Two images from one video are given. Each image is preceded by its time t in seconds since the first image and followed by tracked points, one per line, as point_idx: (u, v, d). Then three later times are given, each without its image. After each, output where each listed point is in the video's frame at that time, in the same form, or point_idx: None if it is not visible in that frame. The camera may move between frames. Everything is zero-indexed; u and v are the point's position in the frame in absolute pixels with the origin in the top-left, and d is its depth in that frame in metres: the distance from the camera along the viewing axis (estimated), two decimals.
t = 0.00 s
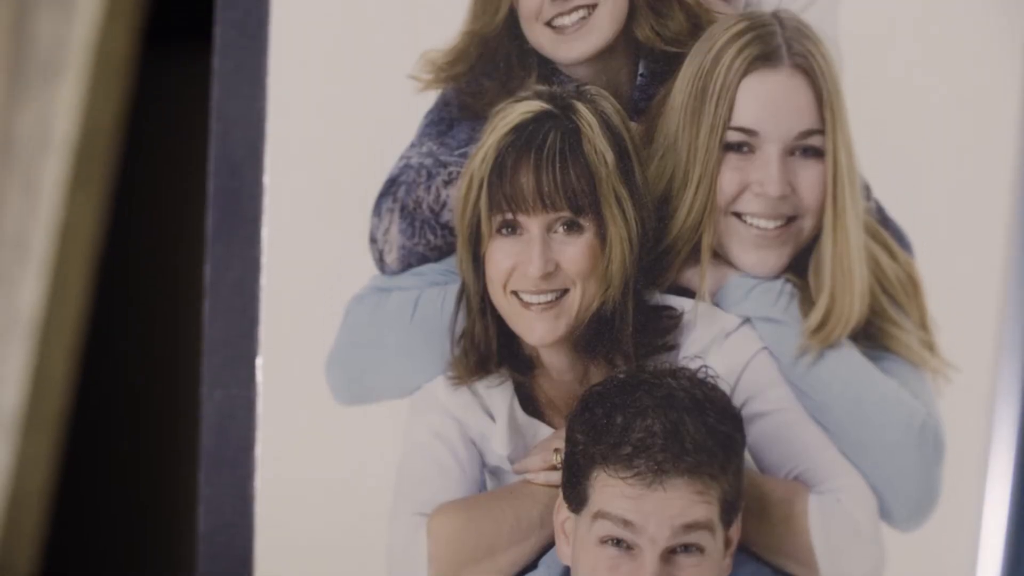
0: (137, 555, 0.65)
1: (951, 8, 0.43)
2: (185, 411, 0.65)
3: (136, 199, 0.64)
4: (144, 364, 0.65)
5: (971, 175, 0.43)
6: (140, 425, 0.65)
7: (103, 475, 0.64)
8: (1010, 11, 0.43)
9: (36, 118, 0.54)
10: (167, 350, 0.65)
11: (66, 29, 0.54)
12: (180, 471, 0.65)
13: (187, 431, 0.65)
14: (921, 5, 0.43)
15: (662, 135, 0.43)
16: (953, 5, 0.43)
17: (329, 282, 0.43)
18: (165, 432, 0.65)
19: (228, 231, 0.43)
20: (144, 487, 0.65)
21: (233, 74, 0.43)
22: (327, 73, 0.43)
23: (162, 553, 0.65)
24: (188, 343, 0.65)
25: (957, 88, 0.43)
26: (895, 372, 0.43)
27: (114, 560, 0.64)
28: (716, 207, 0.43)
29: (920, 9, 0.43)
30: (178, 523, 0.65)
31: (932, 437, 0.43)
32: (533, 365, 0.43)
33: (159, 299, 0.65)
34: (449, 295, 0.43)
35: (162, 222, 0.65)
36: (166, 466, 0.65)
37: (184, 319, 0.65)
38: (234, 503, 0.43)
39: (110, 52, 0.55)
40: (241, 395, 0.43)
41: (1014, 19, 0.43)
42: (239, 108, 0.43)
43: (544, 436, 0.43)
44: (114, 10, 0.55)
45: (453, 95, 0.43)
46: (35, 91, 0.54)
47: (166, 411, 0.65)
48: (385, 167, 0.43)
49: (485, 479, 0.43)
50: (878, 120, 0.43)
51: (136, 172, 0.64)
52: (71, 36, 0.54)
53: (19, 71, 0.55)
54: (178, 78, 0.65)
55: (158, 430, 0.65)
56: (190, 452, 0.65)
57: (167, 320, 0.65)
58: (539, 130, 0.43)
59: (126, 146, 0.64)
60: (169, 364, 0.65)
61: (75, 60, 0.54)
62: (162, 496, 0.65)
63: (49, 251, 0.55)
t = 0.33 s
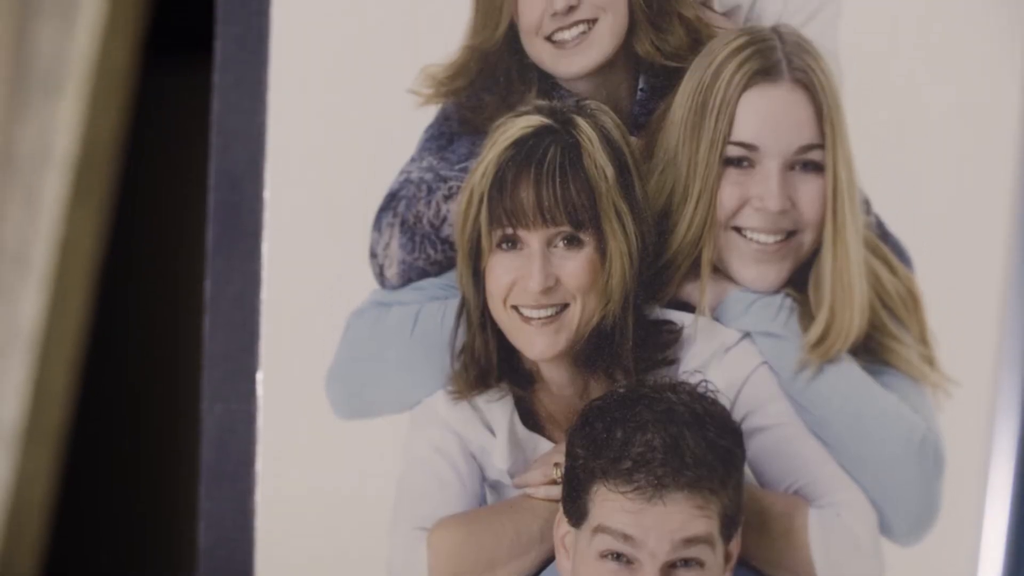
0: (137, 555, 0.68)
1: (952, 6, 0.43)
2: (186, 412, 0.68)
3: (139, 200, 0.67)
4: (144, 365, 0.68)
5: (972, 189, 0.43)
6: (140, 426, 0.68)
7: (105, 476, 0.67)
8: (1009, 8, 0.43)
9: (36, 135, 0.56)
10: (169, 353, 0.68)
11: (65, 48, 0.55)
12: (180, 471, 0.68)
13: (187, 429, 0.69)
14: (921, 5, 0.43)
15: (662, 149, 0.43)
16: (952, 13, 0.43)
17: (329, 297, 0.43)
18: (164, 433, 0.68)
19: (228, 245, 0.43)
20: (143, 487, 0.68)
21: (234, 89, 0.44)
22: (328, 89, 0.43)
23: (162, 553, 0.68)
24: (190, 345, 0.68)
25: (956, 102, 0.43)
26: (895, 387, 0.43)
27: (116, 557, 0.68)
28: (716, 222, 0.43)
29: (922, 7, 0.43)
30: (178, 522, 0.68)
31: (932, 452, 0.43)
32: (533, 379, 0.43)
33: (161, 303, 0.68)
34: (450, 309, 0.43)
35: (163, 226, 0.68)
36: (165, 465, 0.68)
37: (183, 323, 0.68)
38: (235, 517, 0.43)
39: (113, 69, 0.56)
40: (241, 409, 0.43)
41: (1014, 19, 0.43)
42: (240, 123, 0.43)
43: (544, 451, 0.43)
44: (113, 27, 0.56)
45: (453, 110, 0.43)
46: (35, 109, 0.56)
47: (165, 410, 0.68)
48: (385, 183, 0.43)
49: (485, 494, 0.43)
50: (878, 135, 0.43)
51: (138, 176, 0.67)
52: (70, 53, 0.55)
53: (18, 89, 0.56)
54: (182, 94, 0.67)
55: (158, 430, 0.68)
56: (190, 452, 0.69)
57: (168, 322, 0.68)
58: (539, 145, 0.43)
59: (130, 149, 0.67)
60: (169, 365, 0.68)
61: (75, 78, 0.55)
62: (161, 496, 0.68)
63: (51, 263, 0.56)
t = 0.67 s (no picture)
0: (138, 565, 0.66)
1: (952, 5, 0.43)
2: (187, 421, 0.66)
3: (139, 208, 0.66)
4: (144, 374, 0.66)
5: (971, 203, 0.43)
6: (140, 433, 0.66)
7: (104, 484, 0.65)
8: (1009, 7, 0.43)
9: (36, 149, 0.56)
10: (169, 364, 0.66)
11: (65, 62, 0.56)
12: (180, 478, 0.66)
13: (187, 435, 0.67)
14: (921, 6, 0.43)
15: (662, 163, 0.43)
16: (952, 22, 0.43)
17: (329, 311, 0.43)
18: (165, 440, 0.66)
19: (228, 259, 0.43)
20: (143, 497, 0.66)
21: (234, 103, 0.44)
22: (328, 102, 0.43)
23: (163, 561, 0.66)
24: (188, 358, 0.66)
25: (956, 115, 0.43)
26: (895, 401, 0.43)
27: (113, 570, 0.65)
28: (716, 236, 0.43)
29: (922, 7, 0.43)
30: (178, 532, 0.66)
31: (931, 465, 0.43)
32: (533, 393, 0.43)
33: (161, 311, 0.66)
34: (450, 323, 0.43)
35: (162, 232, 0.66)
36: (166, 473, 0.66)
37: (182, 334, 0.67)
38: (235, 531, 0.43)
39: (113, 83, 0.57)
40: (242, 423, 0.43)
41: (1014, 19, 0.43)
42: (240, 136, 0.43)
43: (544, 464, 0.43)
44: (112, 41, 0.56)
45: (453, 124, 0.43)
46: (35, 122, 0.56)
47: (166, 417, 0.66)
48: (385, 197, 0.43)
49: (485, 508, 0.43)
50: (877, 149, 0.43)
51: (139, 183, 0.66)
52: (70, 67, 0.56)
53: (18, 103, 0.56)
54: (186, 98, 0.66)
55: (159, 437, 0.66)
56: (190, 459, 0.66)
57: (168, 330, 0.66)
58: (539, 158, 0.43)
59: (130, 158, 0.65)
60: (169, 374, 0.66)
61: (76, 91, 0.55)
62: (161, 506, 0.66)
63: (52, 276, 0.56)
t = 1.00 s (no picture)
0: None
1: (952, 5, 0.43)
2: (188, 436, 0.65)
3: (139, 223, 0.65)
4: (144, 390, 0.65)
5: (971, 218, 0.43)
6: (140, 448, 0.65)
7: (104, 498, 0.64)
8: (1010, 7, 0.43)
9: (36, 164, 0.56)
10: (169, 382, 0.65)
11: (64, 79, 0.56)
12: (179, 495, 0.65)
13: (188, 450, 0.65)
14: (922, 6, 0.43)
15: (662, 179, 0.43)
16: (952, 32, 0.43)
17: (329, 326, 0.43)
18: (166, 454, 0.65)
19: (228, 274, 0.43)
20: (143, 513, 0.64)
21: (234, 118, 0.44)
22: (328, 118, 0.43)
23: None
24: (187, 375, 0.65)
25: (955, 130, 0.43)
26: (894, 417, 0.43)
27: None
28: (716, 251, 0.43)
29: (921, 21, 0.43)
30: (177, 551, 0.64)
31: (931, 480, 0.43)
32: (533, 409, 0.43)
33: (161, 327, 0.65)
34: (450, 339, 0.43)
35: (162, 246, 0.65)
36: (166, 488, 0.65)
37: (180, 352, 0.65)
38: (235, 546, 0.43)
39: (112, 99, 0.57)
40: (242, 439, 0.43)
41: (1014, 19, 0.43)
42: (240, 152, 0.43)
43: (544, 480, 0.43)
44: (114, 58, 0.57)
45: (453, 139, 0.43)
46: (35, 138, 0.56)
47: (166, 432, 0.65)
48: (385, 212, 0.43)
49: (485, 523, 0.43)
50: (877, 165, 0.43)
51: (139, 198, 0.65)
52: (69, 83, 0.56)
53: (19, 119, 0.56)
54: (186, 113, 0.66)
55: (159, 452, 0.65)
56: (190, 475, 0.65)
57: (167, 346, 0.65)
58: (539, 174, 0.43)
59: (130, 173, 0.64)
60: (170, 390, 0.65)
61: (75, 108, 0.56)
62: (161, 523, 0.64)
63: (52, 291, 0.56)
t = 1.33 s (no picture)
0: None
1: (952, 6, 0.43)
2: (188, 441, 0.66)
3: (138, 227, 0.66)
4: (144, 395, 0.66)
5: (971, 231, 0.43)
6: (140, 453, 0.66)
7: (104, 503, 0.65)
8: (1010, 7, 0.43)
9: (36, 174, 0.57)
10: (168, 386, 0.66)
11: (64, 93, 0.57)
12: (180, 498, 0.66)
13: (187, 454, 0.67)
14: (922, 6, 0.43)
15: (661, 194, 0.43)
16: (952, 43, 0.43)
17: (330, 341, 0.43)
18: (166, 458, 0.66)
19: (228, 288, 0.43)
20: (143, 516, 0.66)
21: (235, 133, 0.44)
22: (329, 132, 0.43)
23: None
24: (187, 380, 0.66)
25: (955, 143, 0.43)
26: (894, 431, 0.43)
27: None
28: (716, 265, 0.43)
29: (921, 32, 0.43)
30: (177, 553, 0.66)
31: (930, 494, 0.43)
32: (533, 423, 0.43)
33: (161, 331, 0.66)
34: (450, 353, 0.43)
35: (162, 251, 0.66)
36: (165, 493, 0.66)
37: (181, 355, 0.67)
38: (235, 560, 0.43)
39: (113, 108, 0.58)
40: (242, 453, 0.43)
41: (1014, 19, 0.43)
42: (241, 167, 0.44)
43: (544, 494, 0.43)
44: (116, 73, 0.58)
45: (453, 154, 0.43)
46: (35, 150, 0.57)
47: (167, 437, 0.66)
48: (385, 227, 0.43)
49: (485, 537, 0.43)
50: (877, 179, 0.43)
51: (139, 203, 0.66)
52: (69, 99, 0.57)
53: (19, 132, 0.57)
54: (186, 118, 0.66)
55: (159, 456, 0.66)
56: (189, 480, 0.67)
57: (167, 350, 0.66)
58: (539, 189, 0.43)
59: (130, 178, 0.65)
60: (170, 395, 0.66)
61: (75, 123, 0.57)
62: (162, 526, 0.66)
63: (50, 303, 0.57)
